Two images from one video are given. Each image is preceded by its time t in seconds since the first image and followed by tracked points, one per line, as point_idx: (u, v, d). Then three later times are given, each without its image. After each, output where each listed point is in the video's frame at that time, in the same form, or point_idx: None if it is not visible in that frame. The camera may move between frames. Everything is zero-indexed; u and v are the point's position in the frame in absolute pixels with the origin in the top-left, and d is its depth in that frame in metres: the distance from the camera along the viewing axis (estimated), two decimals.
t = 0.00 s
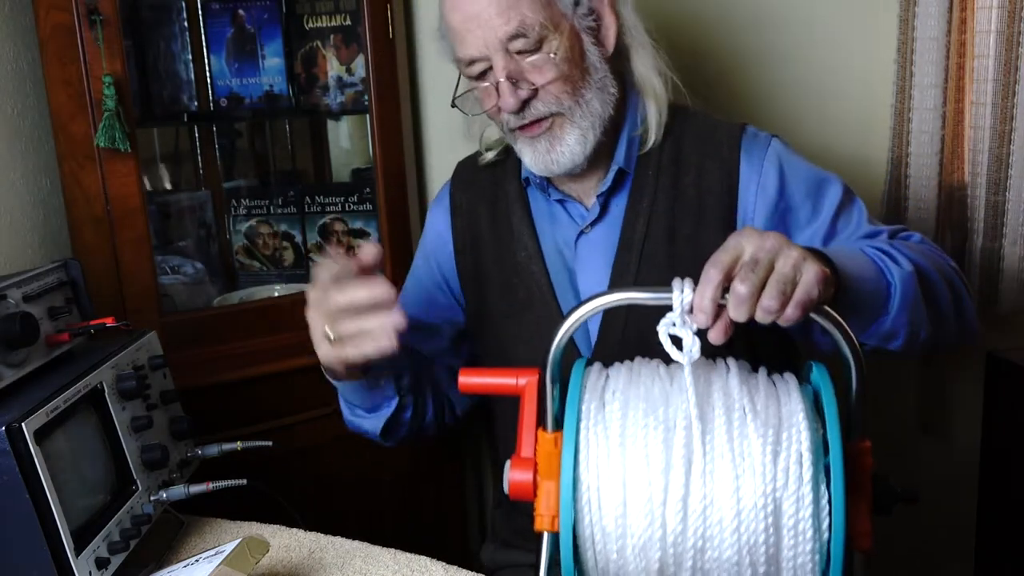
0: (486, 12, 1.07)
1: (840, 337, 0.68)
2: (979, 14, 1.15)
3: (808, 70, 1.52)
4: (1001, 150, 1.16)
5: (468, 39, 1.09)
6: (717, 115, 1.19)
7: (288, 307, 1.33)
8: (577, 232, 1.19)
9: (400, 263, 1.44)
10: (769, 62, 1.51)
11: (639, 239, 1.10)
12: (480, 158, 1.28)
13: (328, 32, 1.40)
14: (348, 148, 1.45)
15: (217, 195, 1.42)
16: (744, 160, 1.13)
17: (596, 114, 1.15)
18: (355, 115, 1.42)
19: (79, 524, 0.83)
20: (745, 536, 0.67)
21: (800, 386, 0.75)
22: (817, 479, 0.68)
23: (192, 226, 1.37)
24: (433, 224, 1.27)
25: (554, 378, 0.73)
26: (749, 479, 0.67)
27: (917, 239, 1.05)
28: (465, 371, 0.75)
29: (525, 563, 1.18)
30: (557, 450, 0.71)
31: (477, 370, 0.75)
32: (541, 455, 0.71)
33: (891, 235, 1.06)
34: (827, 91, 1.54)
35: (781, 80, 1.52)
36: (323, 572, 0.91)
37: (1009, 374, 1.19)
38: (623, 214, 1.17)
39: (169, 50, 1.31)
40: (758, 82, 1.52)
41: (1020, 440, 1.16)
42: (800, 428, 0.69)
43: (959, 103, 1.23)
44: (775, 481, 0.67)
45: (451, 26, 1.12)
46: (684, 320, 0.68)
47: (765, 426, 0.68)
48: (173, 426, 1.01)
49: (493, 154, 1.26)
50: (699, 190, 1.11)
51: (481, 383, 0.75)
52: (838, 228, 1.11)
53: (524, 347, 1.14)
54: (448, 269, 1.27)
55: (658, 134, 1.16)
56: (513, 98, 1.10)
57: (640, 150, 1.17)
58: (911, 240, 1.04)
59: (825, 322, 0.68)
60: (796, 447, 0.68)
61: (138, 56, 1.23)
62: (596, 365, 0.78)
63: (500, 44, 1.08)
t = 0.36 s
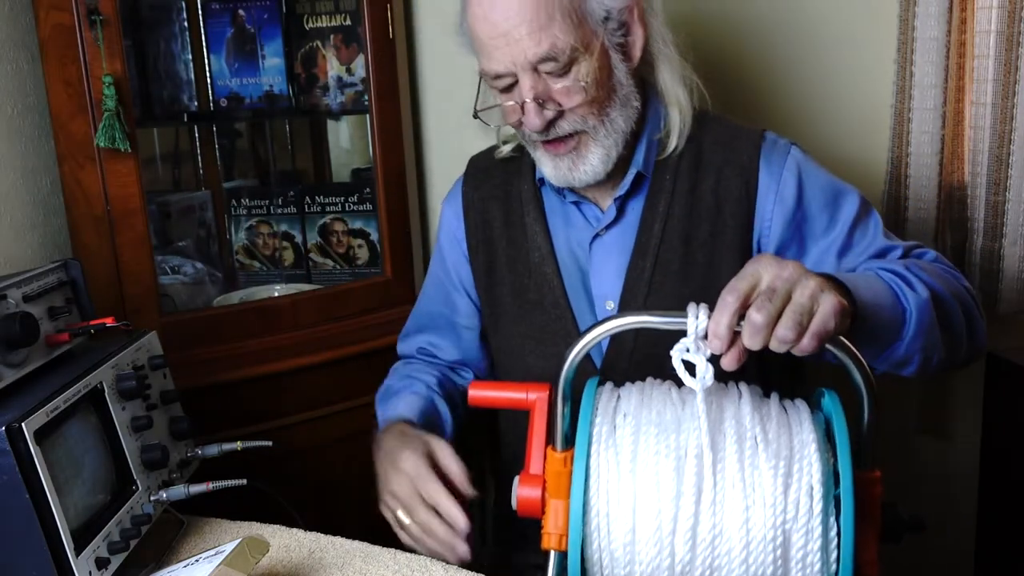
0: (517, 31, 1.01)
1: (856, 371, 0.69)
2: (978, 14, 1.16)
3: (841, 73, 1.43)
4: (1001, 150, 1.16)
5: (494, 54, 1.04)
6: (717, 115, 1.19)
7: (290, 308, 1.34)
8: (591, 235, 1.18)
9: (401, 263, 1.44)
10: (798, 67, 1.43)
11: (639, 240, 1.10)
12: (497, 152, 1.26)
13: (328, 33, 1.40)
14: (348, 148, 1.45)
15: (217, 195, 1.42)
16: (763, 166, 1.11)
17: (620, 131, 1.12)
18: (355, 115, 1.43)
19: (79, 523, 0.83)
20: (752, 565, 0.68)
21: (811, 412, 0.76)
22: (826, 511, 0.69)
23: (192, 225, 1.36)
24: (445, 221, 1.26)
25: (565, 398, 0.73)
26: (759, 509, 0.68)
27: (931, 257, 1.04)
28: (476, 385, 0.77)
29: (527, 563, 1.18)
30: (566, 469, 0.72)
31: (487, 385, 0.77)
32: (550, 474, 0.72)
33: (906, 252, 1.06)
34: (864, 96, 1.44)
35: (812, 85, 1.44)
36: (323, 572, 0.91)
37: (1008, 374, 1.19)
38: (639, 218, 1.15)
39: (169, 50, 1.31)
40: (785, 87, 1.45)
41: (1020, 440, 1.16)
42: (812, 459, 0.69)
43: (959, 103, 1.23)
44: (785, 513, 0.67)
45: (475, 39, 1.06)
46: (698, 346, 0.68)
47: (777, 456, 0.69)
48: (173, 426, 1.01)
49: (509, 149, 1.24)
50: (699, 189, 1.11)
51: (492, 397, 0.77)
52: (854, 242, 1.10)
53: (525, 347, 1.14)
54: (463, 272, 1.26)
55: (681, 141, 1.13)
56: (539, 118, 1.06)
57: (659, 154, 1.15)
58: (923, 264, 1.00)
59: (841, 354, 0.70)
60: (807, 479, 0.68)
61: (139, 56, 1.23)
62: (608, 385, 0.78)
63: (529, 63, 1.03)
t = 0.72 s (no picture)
0: (540, 48, 1.01)
1: (855, 386, 0.69)
2: (978, 14, 1.16)
3: (844, 75, 1.43)
4: (1001, 149, 1.16)
5: (515, 67, 1.03)
6: (717, 115, 1.19)
7: (290, 309, 1.35)
8: (596, 237, 1.17)
9: (400, 263, 1.44)
10: (803, 68, 1.43)
11: (648, 241, 1.10)
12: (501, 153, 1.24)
13: (328, 32, 1.41)
14: (348, 148, 1.45)
15: (217, 195, 1.42)
16: (768, 168, 1.11)
17: (634, 139, 1.12)
18: (355, 115, 1.43)
19: (79, 523, 0.83)
20: None
21: (810, 427, 0.75)
22: (823, 530, 0.68)
23: (192, 225, 1.36)
24: (448, 224, 1.24)
25: (561, 414, 0.74)
26: (754, 529, 0.67)
27: (937, 262, 1.03)
28: (473, 396, 0.78)
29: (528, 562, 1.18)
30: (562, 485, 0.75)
31: (485, 395, 0.78)
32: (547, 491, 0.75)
33: (911, 257, 1.05)
34: (868, 99, 1.44)
35: (816, 86, 1.44)
36: (323, 572, 0.91)
37: (1009, 373, 1.18)
38: (645, 220, 1.15)
39: (169, 50, 1.30)
40: (789, 88, 1.44)
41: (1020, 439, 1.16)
42: (808, 479, 0.69)
43: (959, 103, 1.22)
44: (782, 534, 0.67)
45: (495, 53, 1.05)
46: (694, 363, 0.68)
47: (773, 476, 0.68)
48: (173, 427, 1.01)
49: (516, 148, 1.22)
50: (699, 188, 1.11)
51: (490, 408, 0.78)
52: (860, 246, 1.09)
53: (526, 348, 1.14)
54: (469, 274, 1.24)
55: (686, 144, 1.14)
56: (560, 131, 1.06)
57: (664, 155, 1.15)
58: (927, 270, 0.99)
59: (839, 369, 0.69)
60: (803, 499, 0.68)
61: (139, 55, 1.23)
62: (606, 397, 0.79)
63: (551, 78, 1.03)
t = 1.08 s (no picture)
0: (569, 36, 1.00)
1: (835, 384, 0.71)
2: (978, 14, 1.16)
3: (844, 74, 1.43)
4: (1001, 149, 1.16)
5: (542, 57, 1.02)
6: (717, 114, 1.19)
7: (290, 310, 1.35)
8: (597, 235, 1.17)
9: (400, 263, 1.44)
10: (804, 67, 1.43)
11: (647, 240, 1.10)
12: (505, 156, 1.24)
13: (328, 32, 1.40)
14: (348, 148, 1.45)
15: (217, 195, 1.41)
16: (766, 165, 1.11)
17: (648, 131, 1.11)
18: (355, 115, 1.43)
19: (79, 524, 0.83)
20: None
21: (795, 428, 0.75)
22: (810, 527, 0.68)
23: (192, 226, 1.36)
24: (449, 225, 1.24)
25: (548, 426, 0.77)
26: (740, 530, 0.67)
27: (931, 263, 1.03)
28: (463, 412, 0.79)
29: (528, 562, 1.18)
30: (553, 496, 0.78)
31: (474, 411, 0.79)
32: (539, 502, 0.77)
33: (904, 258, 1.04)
34: (868, 98, 1.44)
35: (817, 85, 1.44)
36: (323, 572, 0.91)
37: (1009, 373, 1.18)
38: (644, 217, 1.15)
39: (169, 50, 1.30)
40: (789, 87, 1.44)
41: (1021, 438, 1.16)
42: (792, 478, 0.68)
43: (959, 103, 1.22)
44: (768, 533, 0.67)
45: (520, 42, 1.03)
46: (675, 369, 0.70)
47: (757, 476, 0.68)
48: (173, 427, 1.01)
49: (518, 154, 1.22)
50: (698, 187, 1.11)
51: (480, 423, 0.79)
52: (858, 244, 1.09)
53: (527, 348, 1.14)
54: (470, 275, 1.24)
55: (686, 136, 1.14)
56: (585, 121, 1.05)
57: (662, 151, 1.16)
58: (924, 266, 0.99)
59: (820, 369, 0.72)
60: (788, 498, 0.68)
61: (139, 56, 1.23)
62: (591, 408, 0.79)
63: (579, 67, 1.02)
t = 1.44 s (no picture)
0: None
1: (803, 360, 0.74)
2: (978, 14, 1.16)
3: (843, 73, 1.43)
4: (1001, 149, 1.16)
5: (533, 21, 1.02)
6: (717, 114, 1.19)
7: (290, 310, 1.35)
8: (597, 236, 1.17)
9: (400, 263, 1.44)
10: (804, 66, 1.43)
11: (648, 242, 1.10)
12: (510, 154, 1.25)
13: (328, 32, 1.40)
14: (348, 148, 1.45)
15: (217, 195, 1.41)
16: (773, 175, 1.11)
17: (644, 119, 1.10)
18: (355, 115, 1.43)
19: (79, 524, 0.83)
20: None
21: (797, 430, 0.75)
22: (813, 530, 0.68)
23: (192, 226, 1.36)
24: (447, 225, 1.24)
25: (552, 422, 0.77)
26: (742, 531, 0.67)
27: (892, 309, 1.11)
28: (466, 407, 0.80)
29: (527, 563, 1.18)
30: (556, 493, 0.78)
31: (477, 406, 0.80)
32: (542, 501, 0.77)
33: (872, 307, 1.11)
34: (867, 97, 1.43)
35: (817, 85, 1.43)
36: (323, 572, 0.91)
37: (1010, 374, 1.18)
38: (647, 218, 1.15)
39: (169, 50, 1.30)
40: (788, 85, 1.44)
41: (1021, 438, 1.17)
42: (796, 480, 0.69)
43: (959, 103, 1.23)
44: (771, 535, 0.67)
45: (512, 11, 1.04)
46: (680, 368, 0.69)
47: (760, 477, 0.69)
48: (173, 427, 1.01)
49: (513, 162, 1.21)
50: (700, 190, 1.11)
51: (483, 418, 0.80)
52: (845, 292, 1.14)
53: (526, 348, 1.13)
54: (468, 274, 1.23)
55: (689, 138, 1.15)
56: (578, 91, 1.05)
57: (665, 154, 1.16)
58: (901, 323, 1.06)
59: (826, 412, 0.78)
60: (792, 500, 0.68)
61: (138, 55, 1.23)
62: (596, 407, 0.79)
63: (571, 32, 1.02)
